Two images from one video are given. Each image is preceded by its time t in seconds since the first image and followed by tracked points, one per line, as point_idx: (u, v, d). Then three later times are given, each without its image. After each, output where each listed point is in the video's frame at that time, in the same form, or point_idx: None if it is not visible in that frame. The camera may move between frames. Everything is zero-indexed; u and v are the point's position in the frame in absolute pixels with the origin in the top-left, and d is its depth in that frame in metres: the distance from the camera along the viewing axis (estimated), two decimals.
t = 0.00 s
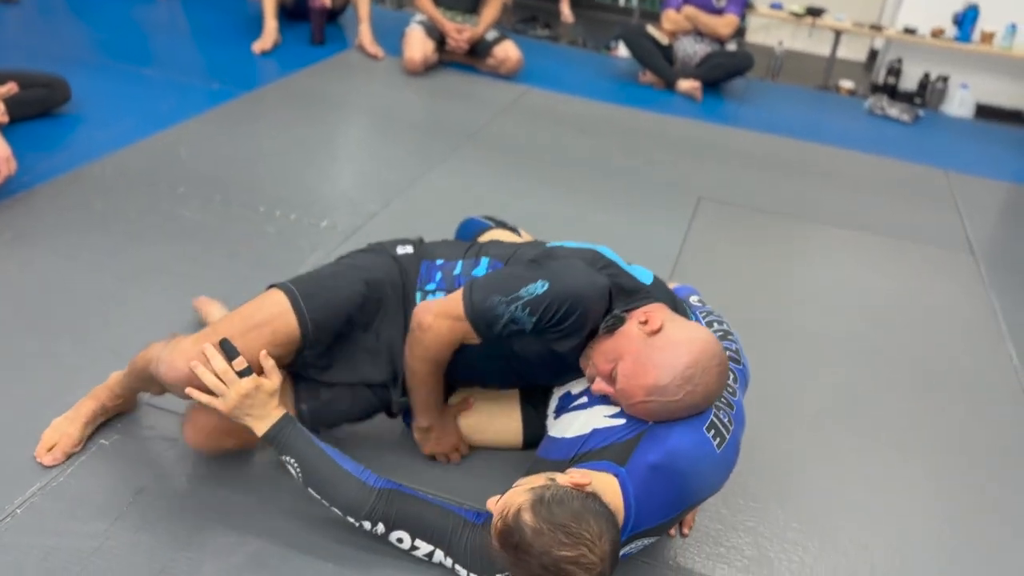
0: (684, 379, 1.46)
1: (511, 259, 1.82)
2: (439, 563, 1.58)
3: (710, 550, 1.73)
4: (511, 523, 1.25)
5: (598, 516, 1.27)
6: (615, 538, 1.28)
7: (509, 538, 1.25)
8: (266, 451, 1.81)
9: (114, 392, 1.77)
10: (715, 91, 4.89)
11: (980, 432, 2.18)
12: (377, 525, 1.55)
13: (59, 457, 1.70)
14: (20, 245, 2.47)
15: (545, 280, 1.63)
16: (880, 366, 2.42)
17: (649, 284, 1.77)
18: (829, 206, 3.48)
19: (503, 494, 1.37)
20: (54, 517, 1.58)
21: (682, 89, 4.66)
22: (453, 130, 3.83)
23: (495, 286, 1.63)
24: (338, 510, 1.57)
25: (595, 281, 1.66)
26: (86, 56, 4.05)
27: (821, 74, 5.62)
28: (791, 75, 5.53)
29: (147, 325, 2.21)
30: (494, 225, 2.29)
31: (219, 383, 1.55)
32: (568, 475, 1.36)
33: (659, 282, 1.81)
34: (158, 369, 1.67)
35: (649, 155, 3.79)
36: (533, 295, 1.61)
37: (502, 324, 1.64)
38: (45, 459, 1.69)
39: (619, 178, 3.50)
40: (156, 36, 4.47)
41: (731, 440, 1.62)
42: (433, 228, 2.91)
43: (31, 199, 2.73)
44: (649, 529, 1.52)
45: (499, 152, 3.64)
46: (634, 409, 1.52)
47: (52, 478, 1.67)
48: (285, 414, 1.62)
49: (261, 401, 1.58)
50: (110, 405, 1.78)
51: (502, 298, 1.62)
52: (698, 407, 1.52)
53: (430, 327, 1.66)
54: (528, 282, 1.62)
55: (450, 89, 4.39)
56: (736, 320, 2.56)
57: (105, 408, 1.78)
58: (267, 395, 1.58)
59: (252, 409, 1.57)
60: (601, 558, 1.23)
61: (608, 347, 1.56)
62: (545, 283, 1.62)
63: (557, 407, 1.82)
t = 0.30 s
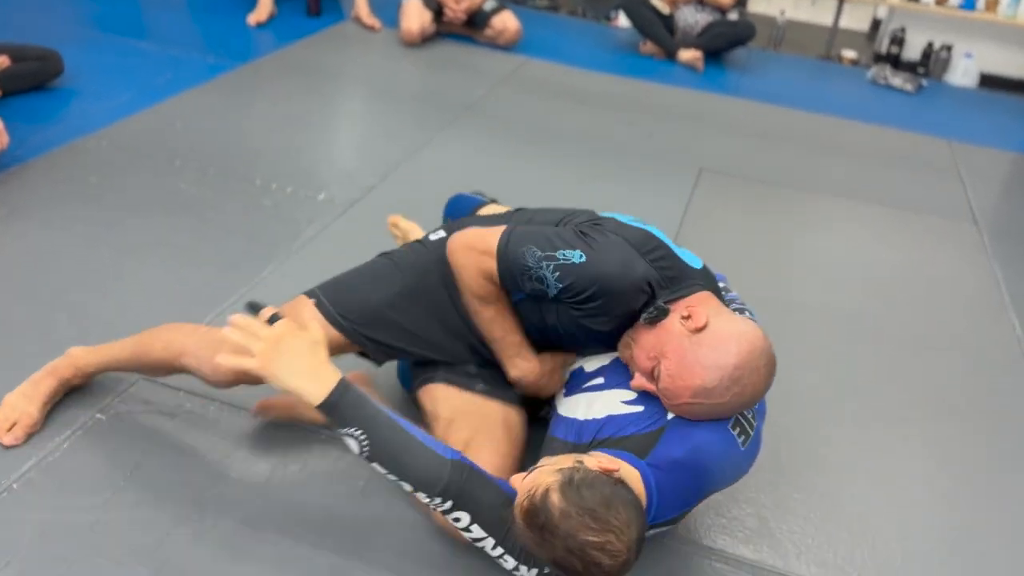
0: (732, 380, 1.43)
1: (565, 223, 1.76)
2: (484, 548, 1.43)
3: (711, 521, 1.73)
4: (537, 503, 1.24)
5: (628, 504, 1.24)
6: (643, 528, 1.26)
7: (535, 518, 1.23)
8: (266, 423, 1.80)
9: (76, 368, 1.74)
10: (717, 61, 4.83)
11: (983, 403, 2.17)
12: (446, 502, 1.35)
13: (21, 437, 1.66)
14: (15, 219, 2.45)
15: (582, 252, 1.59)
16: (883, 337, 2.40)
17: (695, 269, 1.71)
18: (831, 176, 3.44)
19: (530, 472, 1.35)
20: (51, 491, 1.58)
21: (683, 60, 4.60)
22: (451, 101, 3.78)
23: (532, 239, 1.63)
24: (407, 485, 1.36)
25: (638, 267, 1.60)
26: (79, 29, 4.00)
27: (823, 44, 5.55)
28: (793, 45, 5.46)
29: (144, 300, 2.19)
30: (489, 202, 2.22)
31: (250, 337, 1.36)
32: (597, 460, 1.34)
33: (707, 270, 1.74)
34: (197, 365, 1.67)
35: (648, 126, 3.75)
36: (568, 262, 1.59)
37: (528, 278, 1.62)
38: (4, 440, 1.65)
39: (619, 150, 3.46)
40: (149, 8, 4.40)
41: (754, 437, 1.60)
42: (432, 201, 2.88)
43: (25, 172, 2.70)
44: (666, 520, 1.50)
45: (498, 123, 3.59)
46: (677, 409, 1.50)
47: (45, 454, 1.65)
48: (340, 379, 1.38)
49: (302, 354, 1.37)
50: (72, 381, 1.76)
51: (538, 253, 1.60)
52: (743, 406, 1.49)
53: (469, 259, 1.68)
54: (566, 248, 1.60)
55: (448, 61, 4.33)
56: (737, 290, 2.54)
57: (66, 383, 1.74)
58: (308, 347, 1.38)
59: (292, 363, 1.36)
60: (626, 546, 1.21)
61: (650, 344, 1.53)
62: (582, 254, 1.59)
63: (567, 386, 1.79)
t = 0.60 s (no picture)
0: (733, 345, 1.36)
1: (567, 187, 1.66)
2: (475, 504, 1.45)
3: (712, 493, 1.72)
4: (564, 467, 1.20)
5: (650, 466, 1.24)
6: (663, 489, 1.26)
7: (562, 482, 1.19)
8: (264, 396, 1.80)
9: (67, 336, 1.73)
10: (719, 33, 4.76)
11: (986, 378, 2.15)
12: (431, 459, 1.37)
13: (12, 407, 1.65)
14: (9, 191, 2.42)
15: (573, 216, 1.55)
16: (885, 311, 2.38)
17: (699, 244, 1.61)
18: (835, 149, 3.40)
19: (541, 438, 1.30)
20: (47, 463, 1.57)
21: (685, 31, 4.53)
22: (451, 74, 3.73)
23: (531, 194, 1.59)
24: (396, 437, 1.36)
25: (628, 238, 1.54)
26: None
27: (827, 15, 5.46)
28: (797, 16, 5.38)
29: (140, 273, 2.17)
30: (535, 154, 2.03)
31: (330, 262, 1.28)
32: (615, 425, 1.31)
33: (711, 246, 1.64)
34: (221, 311, 1.69)
35: (650, 99, 3.70)
36: (558, 225, 1.55)
37: (519, 231, 1.60)
38: None
39: (620, 122, 3.42)
40: None
41: (766, 408, 1.55)
42: (431, 174, 2.84)
43: (20, 145, 2.66)
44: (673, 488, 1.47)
45: (497, 95, 3.55)
46: (679, 379, 1.42)
47: (42, 426, 1.64)
48: (386, 328, 1.34)
49: (366, 298, 1.30)
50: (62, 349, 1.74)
51: (533, 207, 1.57)
52: (745, 374, 1.41)
53: (465, 198, 1.63)
54: (559, 210, 1.57)
55: (447, 32, 4.26)
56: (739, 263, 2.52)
57: (56, 352, 1.73)
58: (376, 291, 1.30)
59: (356, 304, 1.29)
60: (653, 508, 1.21)
61: (648, 315, 1.45)
62: (573, 219, 1.55)
63: (579, 348, 1.70)
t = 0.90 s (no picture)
0: (690, 295, 1.33)
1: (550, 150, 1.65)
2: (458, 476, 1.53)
3: (705, 477, 1.73)
4: (511, 434, 1.22)
5: (603, 433, 1.23)
6: (619, 457, 1.25)
7: (509, 448, 1.22)
8: (260, 377, 1.80)
9: (53, 311, 1.73)
10: (721, 16, 4.72)
11: (983, 365, 2.15)
12: (404, 432, 1.47)
13: (5, 385, 1.65)
14: (4, 171, 2.40)
15: (559, 164, 1.54)
16: (883, 297, 2.38)
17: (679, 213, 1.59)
18: (836, 135, 3.38)
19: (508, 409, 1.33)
20: (42, 443, 1.57)
21: (687, 15, 4.49)
22: (450, 56, 3.69)
23: (524, 142, 1.57)
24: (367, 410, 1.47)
25: (604, 189, 1.52)
26: None
27: None
28: None
29: (136, 255, 2.16)
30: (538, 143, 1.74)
31: (277, 246, 1.43)
32: (575, 395, 1.32)
33: (693, 215, 1.61)
34: (201, 275, 1.68)
35: (651, 83, 3.67)
36: (545, 170, 1.53)
37: (505, 176, 1.56)
38: None
39: (621, 106, 3.40)
40: None
41: (745, 361, 1.49)
42: (429, 156, 2.83)
43: (15, 124, 2.64)
44: (660, 454, 1.44)
45: (497, 78, 3.52)
46: (644, 336, 1.40)
47: (37, 405, 1.64)
48: (337, 305, 1.45)
49: (311, 276, 1.43)
50: (49, 325, 1.74)
51: (524, 153, 1.55)
52: (709, 327, 1.38)
53: (456, 146, 1.64)
54: (547, 156, 1.55)
55: (447, 14, 4.22)
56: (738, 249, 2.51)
57: (44, 328, 1.73)
58: (318, 270, 1.43)
59: (302, 282, 1.42)
60: (601, 475, 1.20)
61: (617, 274, 1.43)
62: (558, 166, 1.54)
63: (570, 329, 1.67)
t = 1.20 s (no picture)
0: (676, 305, 1.32)
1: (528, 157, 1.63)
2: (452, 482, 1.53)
3: (703, 478, 1.72)
4: (499, 435, 1.22)
5: (592, 439, 1.21)
6: (610, 462, 1.24)
7: (496, 449, 1.22)
8: (258, 372, 1.80)
9: (46, 304, 1.74)
10: (730, 15, 4.69)
11: (988, 368, 2.14)
12: (396, 438, 1.48)
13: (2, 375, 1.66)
14: (8, 163, 2.41)
15: (532, 174, 1.53)
16: (887, 298, 2.36)
17: (660, 217, 1.56)
18: (843, 135, 3.36)
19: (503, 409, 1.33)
20: (38, 435, 1.57)
21: (696, 13, 4.47)
22: (456, 52, 3.68)
23: (497, 154, 1.56)
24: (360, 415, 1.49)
25: (579, 197, 1.50)
26: None
27: None
28: None
29: (137, 248, 2.16)
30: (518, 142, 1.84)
31: (270, 255, 1.48)
32: (570, 398, 1.29)
33: (674, 215, 1.59)
34: (179, 278, 1.68)
35: (658, 81, 3.66)
36: (518, 181, 1.52)
37: (480, 190, 1.54)
38: None
39: (627, 104, 3.39)
40: None
41: (742, 365, 1.48)
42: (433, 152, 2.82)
43: (21, 116, 2.64)
44: (656, 461, 1.44)
45: (503, 74, 3.51)
46: (632, 347, 1.38)
47: (35, 396, 1.64)
48: (330, 312, 1.49)
49: (304, 284, 1.47)
50: (42, 317, 1.75)
51: (497, 165, 1.54)
52: (697, 334, 1.37)
53: (430, 161, 1.62)
54: (521, 167, 1.54)
55: (454, 10, 4.21)
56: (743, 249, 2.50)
57: (37, 320, 1.74)
58: (310, 278, 1.47)
59: (293, 291, 1.47)
60: (587, 480, 1.19)
61: (600, 285, 1.40)
62: (531, 176, 1.52)
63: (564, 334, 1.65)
